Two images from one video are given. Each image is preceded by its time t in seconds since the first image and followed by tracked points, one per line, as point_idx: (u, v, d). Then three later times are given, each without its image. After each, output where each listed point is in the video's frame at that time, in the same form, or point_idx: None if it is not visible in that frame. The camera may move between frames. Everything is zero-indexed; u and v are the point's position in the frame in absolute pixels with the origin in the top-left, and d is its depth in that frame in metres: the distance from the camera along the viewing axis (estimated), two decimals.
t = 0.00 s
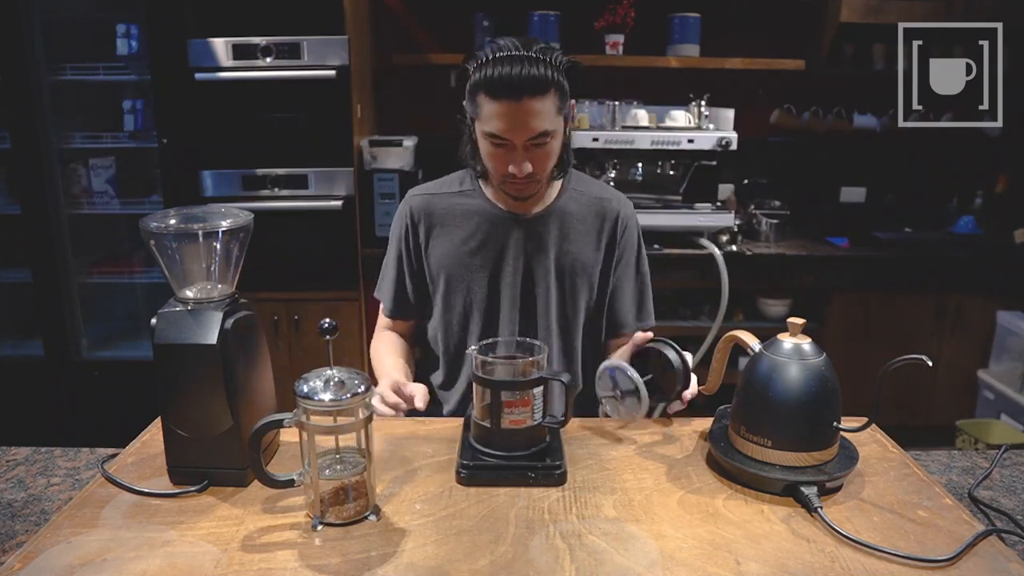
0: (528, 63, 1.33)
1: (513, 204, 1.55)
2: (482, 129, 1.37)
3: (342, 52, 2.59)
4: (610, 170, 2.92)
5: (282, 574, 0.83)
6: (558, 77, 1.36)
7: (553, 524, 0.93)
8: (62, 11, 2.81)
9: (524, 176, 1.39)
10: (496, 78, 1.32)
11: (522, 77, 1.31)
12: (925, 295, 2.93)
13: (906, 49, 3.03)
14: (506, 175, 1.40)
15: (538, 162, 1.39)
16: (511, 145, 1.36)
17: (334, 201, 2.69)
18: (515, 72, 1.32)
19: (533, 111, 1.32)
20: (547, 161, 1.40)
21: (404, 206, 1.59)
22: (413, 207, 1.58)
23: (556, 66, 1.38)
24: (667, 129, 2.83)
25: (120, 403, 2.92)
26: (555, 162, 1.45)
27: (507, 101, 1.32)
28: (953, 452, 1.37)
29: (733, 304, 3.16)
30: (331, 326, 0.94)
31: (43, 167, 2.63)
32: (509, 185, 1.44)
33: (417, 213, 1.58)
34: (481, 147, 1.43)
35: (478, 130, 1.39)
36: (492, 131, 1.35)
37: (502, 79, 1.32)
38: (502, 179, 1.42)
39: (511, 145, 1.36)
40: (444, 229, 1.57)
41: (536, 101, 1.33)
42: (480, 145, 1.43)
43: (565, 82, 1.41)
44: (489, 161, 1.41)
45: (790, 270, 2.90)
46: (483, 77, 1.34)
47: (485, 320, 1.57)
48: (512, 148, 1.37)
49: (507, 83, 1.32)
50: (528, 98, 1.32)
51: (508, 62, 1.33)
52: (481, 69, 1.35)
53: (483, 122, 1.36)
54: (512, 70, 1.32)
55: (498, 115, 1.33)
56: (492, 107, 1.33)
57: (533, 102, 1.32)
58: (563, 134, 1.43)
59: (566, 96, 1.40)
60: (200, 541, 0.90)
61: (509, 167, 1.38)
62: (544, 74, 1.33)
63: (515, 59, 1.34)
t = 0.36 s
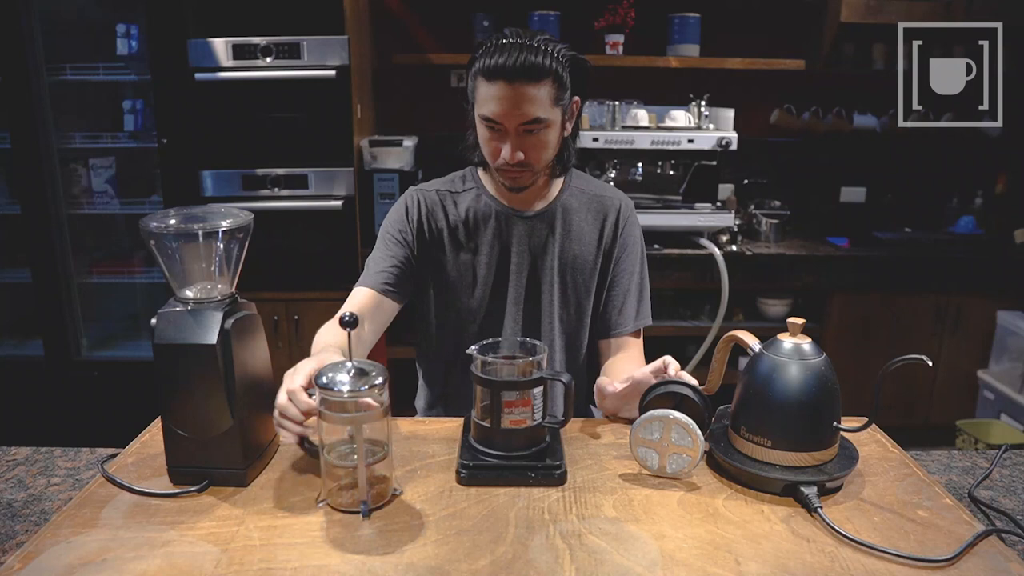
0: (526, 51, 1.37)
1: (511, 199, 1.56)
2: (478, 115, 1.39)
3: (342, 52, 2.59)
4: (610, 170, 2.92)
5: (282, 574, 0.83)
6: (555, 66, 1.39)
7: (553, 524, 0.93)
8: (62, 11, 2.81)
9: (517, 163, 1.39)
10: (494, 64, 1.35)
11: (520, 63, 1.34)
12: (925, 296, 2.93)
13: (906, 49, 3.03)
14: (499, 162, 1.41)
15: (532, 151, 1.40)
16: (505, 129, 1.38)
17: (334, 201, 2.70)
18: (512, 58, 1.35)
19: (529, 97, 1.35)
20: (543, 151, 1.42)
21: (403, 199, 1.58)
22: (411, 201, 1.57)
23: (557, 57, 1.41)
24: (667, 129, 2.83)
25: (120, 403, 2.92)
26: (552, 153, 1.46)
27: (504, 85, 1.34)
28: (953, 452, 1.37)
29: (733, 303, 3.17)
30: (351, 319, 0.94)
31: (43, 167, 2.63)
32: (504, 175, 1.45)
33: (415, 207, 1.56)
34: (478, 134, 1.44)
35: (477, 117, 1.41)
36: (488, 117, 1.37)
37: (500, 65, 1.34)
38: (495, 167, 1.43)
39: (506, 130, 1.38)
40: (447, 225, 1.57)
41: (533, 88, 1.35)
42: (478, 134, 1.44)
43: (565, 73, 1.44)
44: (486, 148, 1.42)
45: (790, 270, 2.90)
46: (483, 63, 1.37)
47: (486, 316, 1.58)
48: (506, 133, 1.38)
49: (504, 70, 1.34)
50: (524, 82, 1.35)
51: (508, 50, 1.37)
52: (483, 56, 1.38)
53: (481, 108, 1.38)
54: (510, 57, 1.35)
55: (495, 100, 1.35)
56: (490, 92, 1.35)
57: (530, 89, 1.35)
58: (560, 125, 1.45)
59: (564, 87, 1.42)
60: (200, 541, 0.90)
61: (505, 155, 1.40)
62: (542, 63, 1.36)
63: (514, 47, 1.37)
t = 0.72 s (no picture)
0: (527, 50, 1.37)
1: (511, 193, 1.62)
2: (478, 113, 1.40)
3: (342, 52, 2.59)
4: (610, 170, 2.92)
5: (282, 574, 0.83)
6: (555, 66, 1.39)
7: (552, 524, 0.93)
8: (62, 11, 2.81)
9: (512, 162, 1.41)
10: (494, 64, 1.35)
11: (519, 63, 1.34)
12: (925, 296, 2.93)
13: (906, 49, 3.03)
14: (496, 160, 1.42)
15: (529, 152, 1.42)
16: (502, 128, 1.39)
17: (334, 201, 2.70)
18: (511, 58, 1.35)
19: (526, 98, 1.35)
20: (540, 151, 1.43)
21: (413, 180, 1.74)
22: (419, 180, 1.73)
23: (558, 58, 1.41)
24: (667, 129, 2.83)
25: (120, 403, 2.92)
26: (550, 153, 1.47)
27: (503, 84, 1.35)
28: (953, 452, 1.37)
29: (733, 303, 3.17)
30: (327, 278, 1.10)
31: (43, 167, 2.63)
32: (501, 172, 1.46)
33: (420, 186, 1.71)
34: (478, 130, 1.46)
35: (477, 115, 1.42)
36: (485, 116, 1.38)
37: (499, 66, 1.35)
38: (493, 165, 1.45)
39: (502, 129, 1.39)
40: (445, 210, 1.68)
41: (531, 89, 1.36)
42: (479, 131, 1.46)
43: (566, 74, 1.44)
44: (485, 145, 1.44)
45: (791, 270, 2.90)
46: (483, 62, 1.38)
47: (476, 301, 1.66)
48: (503, 132, 1.39)
49: (502, 70, 1.35)
50: (522, 83, 1.35)
51: (508, 48, 1.37)
52: (484, 55, 1.39)
53: (479, 107, 1.39)
54: (509, 57, 1.35)
55: (493, 100, 1.36)
56: (488, 92, 1.36)
57: (528, 90, 1.35)
58: (558, 125, 1.45)
59: (563, 88, 1.42)
60: (200, 541, 0.90)
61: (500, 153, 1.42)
62: (541, 63, 1.37)
63: (514, 47, 1.37)
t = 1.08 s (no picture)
0: (499, 51, 1.37)
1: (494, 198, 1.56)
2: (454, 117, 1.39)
3: (342, 52, 2.59)
4: (610, 170, 2.93)
5: (282, 574, 0.83)
6: (529, 65, 1.39)
7: (553, 525, 0.93)
8: (62, 11, 2.81)
9: (493, 164, 1.39)
10: (469, 67, 1.35)
11: (494, 64, 1.34)
12: (925, 296, 2.93)
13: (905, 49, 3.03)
14: (475, 163, 1.41)
15: (509, 152, 1.40)
16: (480, 131, 1.38)
17: (334, 201, 2.70)
18: (486, 60, 1.35)
19: (501, 99, 1.35)
20: (519, 152, 1.42)
21: (396, 203, 1.60)
22: (405, 204, 1.59)
23: (531, 57, 1.41)
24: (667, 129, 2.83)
25: (120, 403, 2.92)
26: (529, 153, 1.46)
27: (477, 86, 1.34)
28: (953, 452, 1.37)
29: (733, 303, 3.17)
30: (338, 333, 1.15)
31: (43, 166, 2.63)
32: (482, 176, 1.44)
33: (408, 210, 1.58)
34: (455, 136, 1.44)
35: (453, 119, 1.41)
36: (462, 120, 1.37)
37: (473, 67, 1.35)
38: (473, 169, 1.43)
39: (480, 131, 1.38)
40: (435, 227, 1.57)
41: (506, 89, 1.35)
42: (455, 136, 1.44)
43: (541, 73, 1.44)
44: (462, 149, 1.43)
45: (791, 270, 2.90)
46: (457, 65, 1.38)
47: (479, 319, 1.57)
48: (480, 135, 1.38)
49: (476, 71, 1.35)
50: (497, 83, 1.35)
51: (481, 51, 1.37)
52: (457, 58, 1.38)
53: (456, 110, 1.38)
54: (482, 58, 1.35)
55: (469, 102, 1.35)
56: (462, 94, 1.35)
57: (503, 89, 1.35)
58: (536, 124, 1.44)
59: (538, 87, 1.43)
60: (200, 541, 0.90)
61: (481, 157, 1.40)
62: (515, 63, 1.36)
63: (485, 48, 1.37)
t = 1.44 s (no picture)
0: (552, 59, 1.34)
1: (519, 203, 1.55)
2: (504, 126, 1.35)
3: (342, 52, 2.59)
4: (610, 171, 2.92)
5: (282, 574, 0.83)
6: (579, 74, 1.37)
7: (552, 524, 0.93)
8: (62, 11, 2.81)
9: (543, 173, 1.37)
10: (522, 75, 1.32)
11: (551, 74, 1.32)
12: (925, 296, 2.93)
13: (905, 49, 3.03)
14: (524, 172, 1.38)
15: (560, 161, 1.38)
16: (534, 141, 1.35)
17: (334, 201, 2.70)
18: (542, 70, 1.32)
19: (557, 107, 1.32)
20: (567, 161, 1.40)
21: (408, 207, 1.59)
22: (420, 205, 1.58)
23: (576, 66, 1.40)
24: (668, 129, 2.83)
25: (120, 403, 2.92)
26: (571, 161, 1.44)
27: (535, 95, 1.31)
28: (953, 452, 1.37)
29: (733, 303, 3.17)
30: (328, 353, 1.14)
31: (43, 166, 2.62)
32: (526, 183, 1.42)
33: (420, 213, 1.58)
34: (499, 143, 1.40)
35: (499, 127, 1.38)
36: (516, 129, 1.33)
37: (529, 74, 1.32)
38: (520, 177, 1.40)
39: (534, 141, 1.35)
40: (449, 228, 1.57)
41: (564, 98, 1.32)
42: (498, 144, 1.41)
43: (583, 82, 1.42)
44: (508, 158, 1.39)
45: (791, 270, 2.90)
46: (507, 72, 1.34)
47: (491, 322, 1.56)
48: (535, 145, 1.36)
49: (533, 80, 1.32)
50: (554, 92, 1.32)
51: (532, 59, 1.34)
52: (505, 65, 1.35)
53: (508, 119, 1.34)
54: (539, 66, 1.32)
55: (523, 112, 1.32)
56: (518, 103, 1.32)
57: (562, 98, 1.32)
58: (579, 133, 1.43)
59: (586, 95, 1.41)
60: (200, 541, 0.90)
61: (532, 166, 1.37)
62: (570, 73, 1.34)
63: (540, 55, 1.34)
